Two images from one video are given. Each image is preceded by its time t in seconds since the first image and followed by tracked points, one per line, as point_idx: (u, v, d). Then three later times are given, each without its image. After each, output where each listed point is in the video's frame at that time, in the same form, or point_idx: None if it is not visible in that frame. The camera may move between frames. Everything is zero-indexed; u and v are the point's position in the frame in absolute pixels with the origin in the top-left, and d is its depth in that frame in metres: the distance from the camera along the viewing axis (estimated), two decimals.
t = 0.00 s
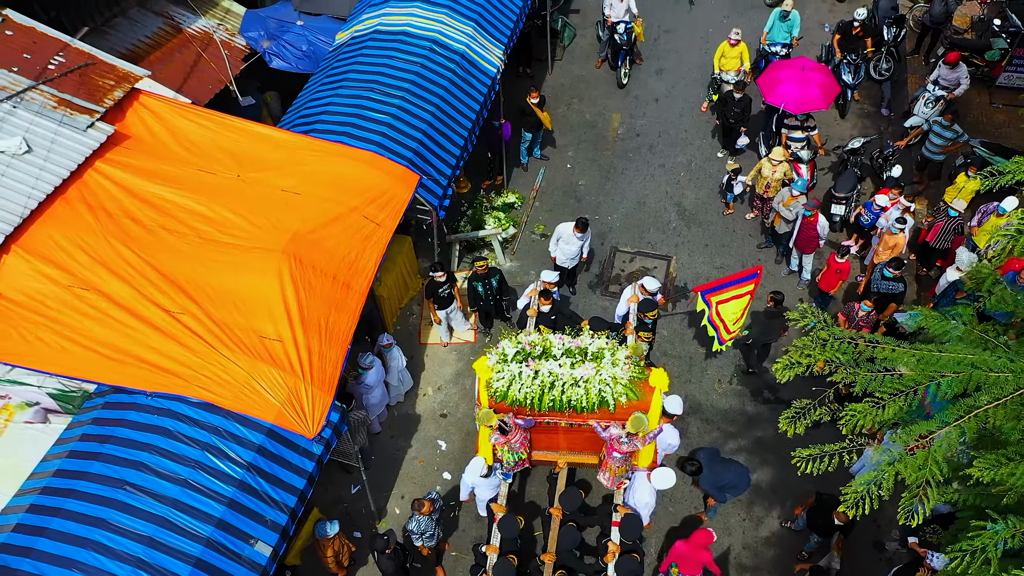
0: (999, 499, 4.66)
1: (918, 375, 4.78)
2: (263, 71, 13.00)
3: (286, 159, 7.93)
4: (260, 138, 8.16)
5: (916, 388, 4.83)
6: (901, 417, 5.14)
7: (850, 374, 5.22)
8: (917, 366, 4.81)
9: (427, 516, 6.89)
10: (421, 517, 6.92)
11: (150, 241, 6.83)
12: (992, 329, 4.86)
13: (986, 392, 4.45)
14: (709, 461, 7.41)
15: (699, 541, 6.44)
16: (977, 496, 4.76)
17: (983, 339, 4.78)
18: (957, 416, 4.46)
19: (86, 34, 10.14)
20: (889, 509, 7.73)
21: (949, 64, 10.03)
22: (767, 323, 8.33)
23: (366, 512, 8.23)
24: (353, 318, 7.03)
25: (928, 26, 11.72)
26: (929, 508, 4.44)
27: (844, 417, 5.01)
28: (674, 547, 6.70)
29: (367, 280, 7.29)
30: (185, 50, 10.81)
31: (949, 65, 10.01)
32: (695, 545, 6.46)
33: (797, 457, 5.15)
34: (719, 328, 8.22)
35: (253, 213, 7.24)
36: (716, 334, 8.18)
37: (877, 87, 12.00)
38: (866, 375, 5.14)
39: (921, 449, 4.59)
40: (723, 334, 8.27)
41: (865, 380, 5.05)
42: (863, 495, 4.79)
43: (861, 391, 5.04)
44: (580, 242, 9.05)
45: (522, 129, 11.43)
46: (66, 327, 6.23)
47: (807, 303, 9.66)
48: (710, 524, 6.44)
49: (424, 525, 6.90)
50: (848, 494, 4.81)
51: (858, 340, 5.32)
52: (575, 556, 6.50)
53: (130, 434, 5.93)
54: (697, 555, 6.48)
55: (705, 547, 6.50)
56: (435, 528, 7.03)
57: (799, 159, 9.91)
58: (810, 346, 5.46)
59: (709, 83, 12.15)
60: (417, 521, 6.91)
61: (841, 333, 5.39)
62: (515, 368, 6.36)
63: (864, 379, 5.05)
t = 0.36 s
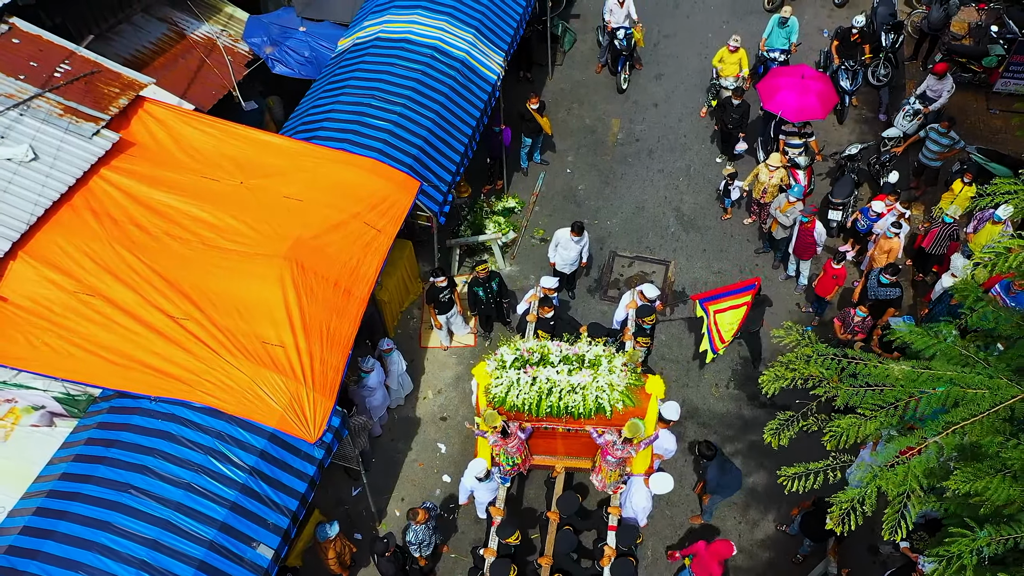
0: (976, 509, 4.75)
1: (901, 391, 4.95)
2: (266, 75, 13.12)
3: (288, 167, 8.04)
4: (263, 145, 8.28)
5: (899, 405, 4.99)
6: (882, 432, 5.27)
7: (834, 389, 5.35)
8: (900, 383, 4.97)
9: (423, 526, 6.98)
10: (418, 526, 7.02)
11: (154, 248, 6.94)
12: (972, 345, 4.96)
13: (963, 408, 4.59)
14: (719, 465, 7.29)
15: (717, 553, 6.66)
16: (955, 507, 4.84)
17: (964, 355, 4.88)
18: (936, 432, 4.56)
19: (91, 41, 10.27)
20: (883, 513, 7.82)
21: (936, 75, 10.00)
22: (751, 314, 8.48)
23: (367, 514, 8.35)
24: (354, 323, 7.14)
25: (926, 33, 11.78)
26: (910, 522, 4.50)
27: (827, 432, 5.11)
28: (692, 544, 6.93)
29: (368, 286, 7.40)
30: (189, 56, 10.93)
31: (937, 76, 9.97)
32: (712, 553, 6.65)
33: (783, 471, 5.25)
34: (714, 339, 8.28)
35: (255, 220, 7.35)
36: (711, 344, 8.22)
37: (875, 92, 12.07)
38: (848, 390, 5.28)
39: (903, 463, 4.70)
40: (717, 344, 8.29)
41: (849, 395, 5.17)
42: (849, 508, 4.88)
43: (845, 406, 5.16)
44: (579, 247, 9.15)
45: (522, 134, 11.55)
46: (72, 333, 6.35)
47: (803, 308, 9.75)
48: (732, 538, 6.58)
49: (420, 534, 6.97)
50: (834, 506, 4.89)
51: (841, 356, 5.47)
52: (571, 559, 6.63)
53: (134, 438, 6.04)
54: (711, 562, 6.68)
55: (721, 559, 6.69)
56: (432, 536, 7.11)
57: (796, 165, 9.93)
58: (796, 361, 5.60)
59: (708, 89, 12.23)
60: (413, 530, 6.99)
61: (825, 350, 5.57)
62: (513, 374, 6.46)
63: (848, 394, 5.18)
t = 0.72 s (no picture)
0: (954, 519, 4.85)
1: (879, 404, 4.99)
2: (269, 79, 13.25)
3: (290, 172, 8.15)
4: (265, 150, 8.39)
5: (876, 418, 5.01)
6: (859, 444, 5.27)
7: (811, 402, 5.35)
8: (878, 396, 5.03)
9: (420, 532, 7.11)
10: (415, 533, 7.15)
11: (157, 253, 7.05)
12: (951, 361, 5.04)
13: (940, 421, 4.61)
14: (719, 469, 7.33)
15: (732, 556, 6.70)
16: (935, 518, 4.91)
17: (943, 371, 4.95)
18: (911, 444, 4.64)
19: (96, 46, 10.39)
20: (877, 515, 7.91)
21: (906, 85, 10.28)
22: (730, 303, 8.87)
23: (367, 514, 8.47)
24: (355, 328, 7.24)
25: (924, 37, 11.83)
26: (886, 531, 4.61)
27: (805, 439, 5.24)
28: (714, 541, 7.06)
29: (368, 290, 7.51)
30: (192, 60, 11.04)
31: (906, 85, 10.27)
32: (727, 555, 6.72)
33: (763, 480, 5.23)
34: (708, 345, 8.40)
35: (257, 225, 7.45)
36: (706, 350, 8.35)
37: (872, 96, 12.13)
38: (827, 403, 5.27)
39: (880, 473, 4.77)
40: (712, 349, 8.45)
41: (828, 409, 5.20)
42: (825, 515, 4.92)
43: (823, 417, 5.19)
44: (576, 250, 9.24)
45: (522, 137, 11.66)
46: (77, 337, 6.46)
47: (800, 311, 9.83)
48: (748, 542, 6.57)
49: (418, 539, 7.14)
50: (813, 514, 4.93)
51: (822, 369, 5.46)
52: (566, 561, 6.74)
53: (138, 441, 6.17)
54: (722, 560, 6.79)
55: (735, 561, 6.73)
56: (430, 542, 7.29)
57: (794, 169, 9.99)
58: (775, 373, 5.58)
59: (706, 93, 12.32)
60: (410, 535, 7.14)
61: (807, 362, 5.53)
62: (509, 379, 6.59)
63: (827, 407, 5.19)
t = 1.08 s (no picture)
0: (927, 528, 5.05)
1: (857, 418, 5.00)
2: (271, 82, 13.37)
3: (291, 178, 8.27)
4: (267, 156, 8.51)
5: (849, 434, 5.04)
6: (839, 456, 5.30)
7: (792, 414, 5.35)
8: (855, 410, 5.05)
9: (417, 531, 7.24)
10: (413, 532, 7.28)
11: (160, 258, 7.18)
12: (929, 375, 5.18)
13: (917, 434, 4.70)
14: (711, 474, 7.48)
15: (746, 556, 6.89)
16: (912, 528, 5.10)
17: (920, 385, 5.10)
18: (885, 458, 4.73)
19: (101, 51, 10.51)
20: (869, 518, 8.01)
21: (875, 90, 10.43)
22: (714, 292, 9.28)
23: (366, 515, 8.61)
24: (354, 332, 7.36)
25: (922, 43, 11.89)
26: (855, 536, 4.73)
27: (786, 452, 5.12)
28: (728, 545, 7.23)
29: (368, 295, 7.62)
30: (195, 64, 11.15)
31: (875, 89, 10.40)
32: (741, 555, 6.89)
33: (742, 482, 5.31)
34: (706, 347, 8.52)
35: (259, 230, 7.57)
36: (703, 352, 8.47)
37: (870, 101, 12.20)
38: (808, 417, 5.25)
39: (852, 485, 4.89)
40: (710, 351, 8.56)
41: (807, 421, 5.20)
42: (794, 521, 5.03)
43: (802, 428, 5.21)
44: (573, 254, 9.33)
45: (521, 141, 11.76)
46: (82, 341, 6.59)
47: (796, 315, 9.93)
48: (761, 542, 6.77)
49: (415, 539, 7.25)
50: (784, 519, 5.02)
51: (804, 383, 5.50)
52: (561, 563, 6.86)
53: (142, 443, 6.30)
54: (738, 562, 6.95)
55: (750, 562, 6.92)
56: (428, 542, 7.41)
57: (791, 174, 10.09)
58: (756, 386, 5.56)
59: (705, 97, 12.40)
60: (407, 535, 7.25)
61: (789, 379, 5.54)
62: (507, 385, 6.69)
63: (807, 420, 5.18)
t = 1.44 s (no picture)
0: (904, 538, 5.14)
1: (837, 430, 5.03)
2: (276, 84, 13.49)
3: (295, 181, 8.39)
4: (271, 160, 8.63)
5: (828, 449, 5.01)
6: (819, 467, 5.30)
7: (773, 427, 5.30)
8: (836, 423, 5.08)
9: (417, 528, 7.34)
10: (412, 527, 7.39)
11: (166, 260, 7.30)
12: (911, 388, 5.30)
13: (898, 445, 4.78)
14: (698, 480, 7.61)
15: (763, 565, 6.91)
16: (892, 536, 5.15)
17: (902, 398, 5.20)
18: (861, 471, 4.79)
19: (108, 54, 10.64)
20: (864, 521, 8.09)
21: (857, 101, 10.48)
22: (703, 285, 9.36)
23: (367, 514, 8.74)
24: (356, 334, 7.47)
25: (922, 48, 11.93)
26: (834, 544, 4.77)
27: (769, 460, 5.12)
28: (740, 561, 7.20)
29: (370, 298, 7.73)
30: (201, 67, 11.27)
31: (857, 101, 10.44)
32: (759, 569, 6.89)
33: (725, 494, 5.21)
34: (705, 350, 8.61)
35: (263, 234, 7.69)
36: (702, 355, 8.57)
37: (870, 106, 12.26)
38: (790, 428, 5.21)
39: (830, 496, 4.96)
40: (711, 355, 8.63)
41: (789, 434, 5.17)
42: (774, 533, 5.00)
43: (783, 440, 5.18)
44: (574, 257, 9.44)
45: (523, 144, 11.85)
46: (90, 342, 6.72)
47: (794, 319, 10.02)
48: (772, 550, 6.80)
49: (415, 535, 7.35)
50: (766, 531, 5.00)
51: (786, 396, 5.44)
52: (560, 563, 6.94)
53: (148, 443, 6.44)
54: None
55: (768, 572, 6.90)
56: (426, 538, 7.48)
57: (790, 179, 10.19)
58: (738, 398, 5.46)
59: (706, 101, 12.48)
60: (407, 531, 7.35)
61: (772, 390, 5.46)
62: (506, 388, 6.80)
63: (790, 432, 5.15)
